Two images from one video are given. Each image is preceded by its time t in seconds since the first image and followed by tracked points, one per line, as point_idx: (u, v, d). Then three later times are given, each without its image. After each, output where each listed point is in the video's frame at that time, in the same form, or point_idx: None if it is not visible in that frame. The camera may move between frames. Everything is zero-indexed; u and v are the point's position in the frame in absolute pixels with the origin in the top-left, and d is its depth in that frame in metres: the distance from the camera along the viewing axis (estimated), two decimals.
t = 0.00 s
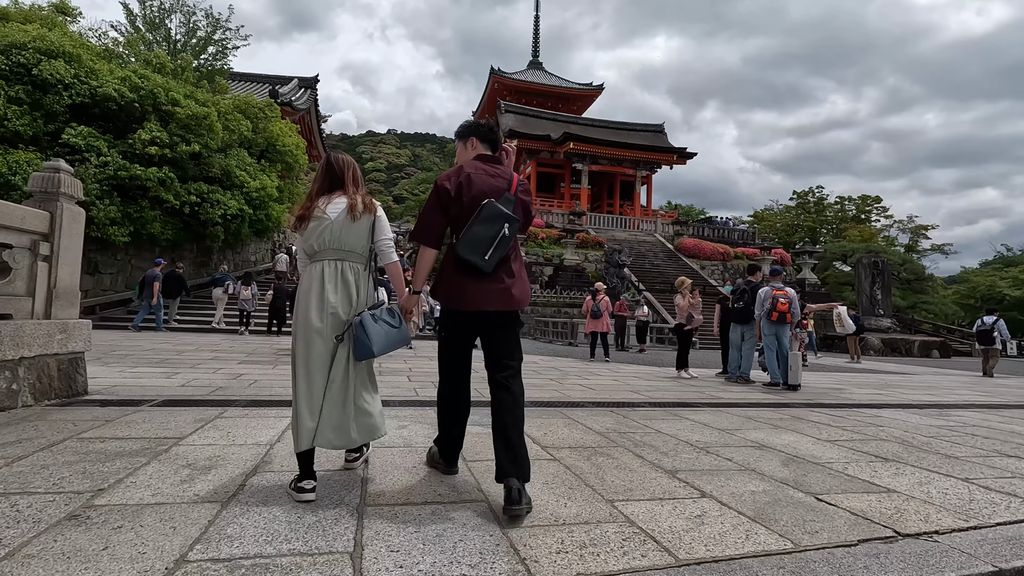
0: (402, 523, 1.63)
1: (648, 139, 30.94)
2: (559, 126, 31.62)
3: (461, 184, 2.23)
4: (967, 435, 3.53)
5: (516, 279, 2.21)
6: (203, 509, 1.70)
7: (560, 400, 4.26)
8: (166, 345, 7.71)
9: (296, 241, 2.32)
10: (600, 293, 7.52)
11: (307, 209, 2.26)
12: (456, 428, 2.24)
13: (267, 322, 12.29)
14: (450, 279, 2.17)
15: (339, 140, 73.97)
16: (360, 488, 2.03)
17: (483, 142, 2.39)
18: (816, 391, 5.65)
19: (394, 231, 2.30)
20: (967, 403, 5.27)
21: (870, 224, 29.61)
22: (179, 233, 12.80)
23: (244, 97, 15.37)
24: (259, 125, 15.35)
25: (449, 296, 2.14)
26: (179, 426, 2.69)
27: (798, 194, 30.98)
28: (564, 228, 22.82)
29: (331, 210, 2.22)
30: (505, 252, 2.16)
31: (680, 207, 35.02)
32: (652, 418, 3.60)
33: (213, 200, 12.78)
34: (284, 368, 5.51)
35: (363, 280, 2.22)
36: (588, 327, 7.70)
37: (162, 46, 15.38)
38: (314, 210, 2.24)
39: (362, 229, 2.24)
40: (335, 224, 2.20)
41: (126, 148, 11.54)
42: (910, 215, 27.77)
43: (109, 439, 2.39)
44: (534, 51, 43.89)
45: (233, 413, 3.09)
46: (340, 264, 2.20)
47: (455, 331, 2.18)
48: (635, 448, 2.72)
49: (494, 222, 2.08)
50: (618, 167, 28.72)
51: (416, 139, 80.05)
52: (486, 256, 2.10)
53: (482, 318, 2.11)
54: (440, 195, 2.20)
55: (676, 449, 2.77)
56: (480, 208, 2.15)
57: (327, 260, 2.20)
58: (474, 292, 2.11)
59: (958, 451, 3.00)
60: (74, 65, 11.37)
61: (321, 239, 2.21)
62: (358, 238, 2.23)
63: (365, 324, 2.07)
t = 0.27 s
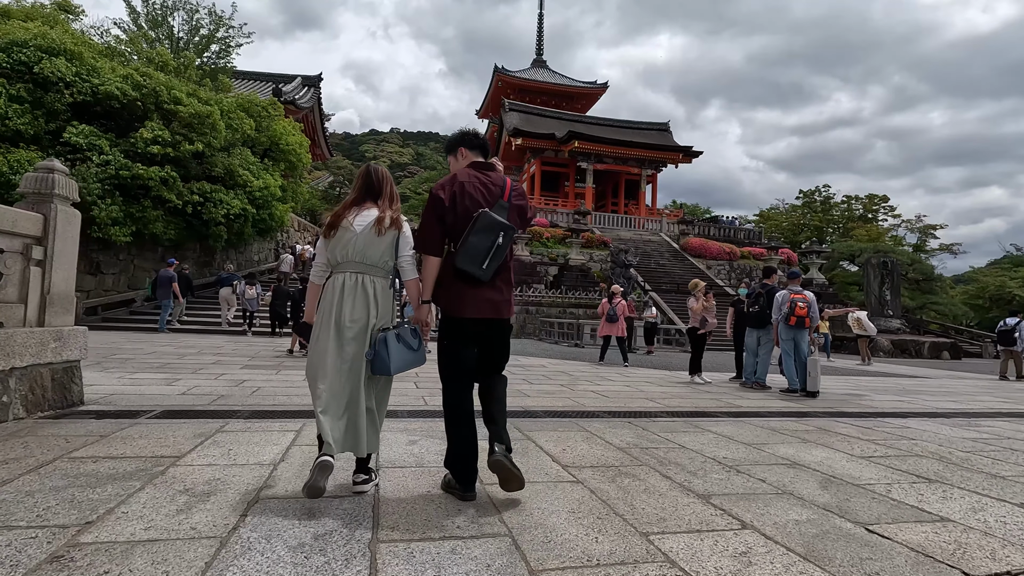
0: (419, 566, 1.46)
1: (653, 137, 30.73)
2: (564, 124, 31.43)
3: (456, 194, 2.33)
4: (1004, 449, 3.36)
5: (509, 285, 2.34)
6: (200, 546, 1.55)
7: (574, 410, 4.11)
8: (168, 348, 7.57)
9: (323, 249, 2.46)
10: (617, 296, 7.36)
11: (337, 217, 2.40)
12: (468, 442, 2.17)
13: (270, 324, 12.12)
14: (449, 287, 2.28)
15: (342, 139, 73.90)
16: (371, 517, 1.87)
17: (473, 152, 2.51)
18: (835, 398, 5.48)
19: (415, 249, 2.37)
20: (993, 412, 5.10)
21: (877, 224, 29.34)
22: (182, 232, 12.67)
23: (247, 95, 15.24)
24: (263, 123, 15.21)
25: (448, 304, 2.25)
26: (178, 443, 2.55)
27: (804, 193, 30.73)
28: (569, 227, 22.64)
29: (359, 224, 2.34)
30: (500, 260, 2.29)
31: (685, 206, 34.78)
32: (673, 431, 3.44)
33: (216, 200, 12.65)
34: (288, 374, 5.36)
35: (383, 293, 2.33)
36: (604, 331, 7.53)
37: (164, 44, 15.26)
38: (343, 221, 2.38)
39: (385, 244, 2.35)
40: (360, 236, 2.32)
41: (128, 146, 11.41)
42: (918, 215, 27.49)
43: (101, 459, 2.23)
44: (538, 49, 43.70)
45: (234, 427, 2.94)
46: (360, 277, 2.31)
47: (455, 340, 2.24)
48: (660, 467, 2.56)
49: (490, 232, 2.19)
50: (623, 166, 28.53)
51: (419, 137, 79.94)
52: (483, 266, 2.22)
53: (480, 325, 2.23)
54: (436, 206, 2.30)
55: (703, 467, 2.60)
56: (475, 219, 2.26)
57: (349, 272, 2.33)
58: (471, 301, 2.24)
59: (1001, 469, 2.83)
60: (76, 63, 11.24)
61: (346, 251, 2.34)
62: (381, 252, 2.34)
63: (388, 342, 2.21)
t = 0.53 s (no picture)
0: None
1: (658, 137, 30.56)
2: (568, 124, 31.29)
3: (459, 224, 2.34)
4: None
5: (511, 312, 2.40)
6: None
7: (587, 425, 4.00)
8: (171, 354, 7.49)
9: (339, 274, 2.55)
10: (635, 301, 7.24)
11: (352, 245, 2.49)
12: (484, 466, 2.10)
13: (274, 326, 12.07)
14: (453, 315, 2.31)
15: (345, 139, 73.94)
16: (386, 560, 1.74)
17: (472, 184, 2.55)
18: (852, 409, 5.34)
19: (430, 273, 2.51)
20: (1016, 424, 4.96)
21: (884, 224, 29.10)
22: (185, 235, 12.60)
23: (250, 96, 15.16)
24: (266, 125, 15.14)
25: (455, 332, 2.28)
26: (181, 470, 2.44)
27: (810, 192, 30.51)
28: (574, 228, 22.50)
29: (377, 253, 2.45)
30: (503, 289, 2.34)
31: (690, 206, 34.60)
32: (692, 449, 3.33)
33: (219, 202, 12.57)
34: (294, 384, 5.26)
35: (399, 319, 2.40)
36: (621, 336, 7.40)
37: (168, 45, 15.19)
38: (360, 248, 2.47)
39: (401, 269, 2.45)
40: (377, 264, 2.43)
41: (131, 149, 11.33)
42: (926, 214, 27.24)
43: (100, 490, 2.13)
44: (541, 49, 43.56)
45: (240, 449, 2.84)
46: (379, 304, 2.42)
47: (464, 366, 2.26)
48: (684, 495, 2.44)
49: (494, 263, 2.24)
50: (627, 166, 28.38)
51: (422, 137, 79.90)
52: (488, 295, 2.27)
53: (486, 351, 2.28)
54: (440, 236, 2.30)
55: (729, 494, 2.49)
56: (480, 249, 2.28)
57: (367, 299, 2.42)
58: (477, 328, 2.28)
59: None
60: (79, 64, 11.17)
61: (363, 278, 2.44)
62: (396, 277, 2.44)
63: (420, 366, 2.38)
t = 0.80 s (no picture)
0: None
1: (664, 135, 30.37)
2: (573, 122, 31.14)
3: (465, 234, 2.52)
4: None
5: (510, 318, 2.58)
6: None
7: (600, 430, 3.89)
8: (176, 355, 7.42)
9: (347, 284, 2.63)
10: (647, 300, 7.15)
11: (358, 255, 2.58)
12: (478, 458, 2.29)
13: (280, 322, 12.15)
14: (455, 319, 2.49)
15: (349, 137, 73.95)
16: None
17: (479, 197, 2.70)
18: (869, 413, 5.23)
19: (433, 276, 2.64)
20: None
21: (892, 222, 28.84)
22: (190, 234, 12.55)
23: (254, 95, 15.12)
24: (271, 123, 15.08)
25: (457, 334, 2.46)
26: (183, 480, 2.36)
27: (817, 190, 30.27)
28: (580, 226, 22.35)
29: (381, 259, 2.54)
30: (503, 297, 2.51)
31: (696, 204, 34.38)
32: (710, 457, 3.22)
33: (224, 201, 12.50)
34: (299, 387, 5.18)
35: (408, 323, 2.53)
36: (634, 337, 7.28)
37: (172, 44, 15.14)
38: (365, 257, 2.56)
39: (407, 273, 2.56)
40: (383, 271, 2.53)
41: (135, 148, 11.27)
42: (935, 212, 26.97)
43: (99, 504, 2.04)
44: (546, 46, 43.40)
45: (244, 457, 2.76)
46: (388, 310, 2.53)
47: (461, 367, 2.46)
48: (707, 508, 2.33)
49: (497, 272, 2.40)
50: (633, 164, 28.23)
51: (426, 135, 79.82)
52: (488, 301, 2.44)
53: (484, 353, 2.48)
54: (447, 244, 2.49)
55: (755, 508, 2.37)
56: (484, 259, 2.46)
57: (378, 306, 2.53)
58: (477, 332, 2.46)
59: None
60: (83, 63, 11.12)
61: (371, 287, 2.53)
62: (404, 281, 2.54)
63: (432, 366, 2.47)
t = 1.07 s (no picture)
0: None
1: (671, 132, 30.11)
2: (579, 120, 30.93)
3: (470, 237, 2.55)
4: None
5: (517, 318, 2.59)
6: None
7: (616, 438, 3.73)
8: (178, 356, 7.29)
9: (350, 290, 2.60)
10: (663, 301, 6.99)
11: (361, 259, 2.53)
12: (465, 443, 2.57)
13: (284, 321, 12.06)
14: (462, 320, 2.52)
15: (354, 136, 73.94)
16: None
17: (480, 200, 2.73)
18: (892, 418, 5.04)
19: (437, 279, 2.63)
20: None
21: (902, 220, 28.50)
22: (194, 233, 12.45)
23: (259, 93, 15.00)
24: (275, 121, 14.96)
25: (461, 336, 2.49)
26: (178, 496, 2.22)
27: (825, 188, 29.96)
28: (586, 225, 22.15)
29: (387, 264, 2.52)
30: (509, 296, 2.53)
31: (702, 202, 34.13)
32: (735, 468, 3.05)
33: (228, 200, 12.39)
34: (303, 390, 5.03)
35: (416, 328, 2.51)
36: (651, 339, 7.08)
37: (177, 41, 15.05)
38: (369, 261, 2.52)
39: (413, 278, 2.55)
40: (391, 275, 2.50)
41: (138, 146, 11.15)
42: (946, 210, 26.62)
43: (86, 526, 1.89)
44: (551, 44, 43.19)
45: (244, 468, 2.62)
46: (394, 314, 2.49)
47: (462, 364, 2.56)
48: (740, 528, 2.16)
49: (502, 273, 2.41)
50: (639, 161, 28.01)
51: (431, 134, 79.78)
52: (494, 301, 2.45)
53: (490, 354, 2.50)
54: (452, 248, 2.52)
55: (791, 528, 2.20)
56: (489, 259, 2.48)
57: (385, 310, 2.49)
58: (483, 332, 2.49)
59: None
60: (86, 61, 11.03)
61: (377, 290, 2.50)
62: (410, 285, 2.53)
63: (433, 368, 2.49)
